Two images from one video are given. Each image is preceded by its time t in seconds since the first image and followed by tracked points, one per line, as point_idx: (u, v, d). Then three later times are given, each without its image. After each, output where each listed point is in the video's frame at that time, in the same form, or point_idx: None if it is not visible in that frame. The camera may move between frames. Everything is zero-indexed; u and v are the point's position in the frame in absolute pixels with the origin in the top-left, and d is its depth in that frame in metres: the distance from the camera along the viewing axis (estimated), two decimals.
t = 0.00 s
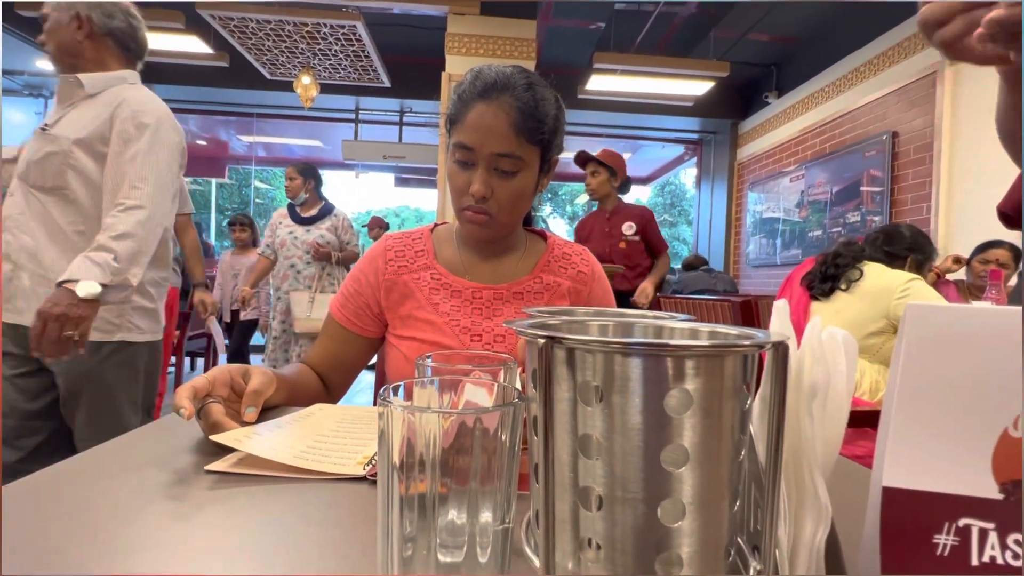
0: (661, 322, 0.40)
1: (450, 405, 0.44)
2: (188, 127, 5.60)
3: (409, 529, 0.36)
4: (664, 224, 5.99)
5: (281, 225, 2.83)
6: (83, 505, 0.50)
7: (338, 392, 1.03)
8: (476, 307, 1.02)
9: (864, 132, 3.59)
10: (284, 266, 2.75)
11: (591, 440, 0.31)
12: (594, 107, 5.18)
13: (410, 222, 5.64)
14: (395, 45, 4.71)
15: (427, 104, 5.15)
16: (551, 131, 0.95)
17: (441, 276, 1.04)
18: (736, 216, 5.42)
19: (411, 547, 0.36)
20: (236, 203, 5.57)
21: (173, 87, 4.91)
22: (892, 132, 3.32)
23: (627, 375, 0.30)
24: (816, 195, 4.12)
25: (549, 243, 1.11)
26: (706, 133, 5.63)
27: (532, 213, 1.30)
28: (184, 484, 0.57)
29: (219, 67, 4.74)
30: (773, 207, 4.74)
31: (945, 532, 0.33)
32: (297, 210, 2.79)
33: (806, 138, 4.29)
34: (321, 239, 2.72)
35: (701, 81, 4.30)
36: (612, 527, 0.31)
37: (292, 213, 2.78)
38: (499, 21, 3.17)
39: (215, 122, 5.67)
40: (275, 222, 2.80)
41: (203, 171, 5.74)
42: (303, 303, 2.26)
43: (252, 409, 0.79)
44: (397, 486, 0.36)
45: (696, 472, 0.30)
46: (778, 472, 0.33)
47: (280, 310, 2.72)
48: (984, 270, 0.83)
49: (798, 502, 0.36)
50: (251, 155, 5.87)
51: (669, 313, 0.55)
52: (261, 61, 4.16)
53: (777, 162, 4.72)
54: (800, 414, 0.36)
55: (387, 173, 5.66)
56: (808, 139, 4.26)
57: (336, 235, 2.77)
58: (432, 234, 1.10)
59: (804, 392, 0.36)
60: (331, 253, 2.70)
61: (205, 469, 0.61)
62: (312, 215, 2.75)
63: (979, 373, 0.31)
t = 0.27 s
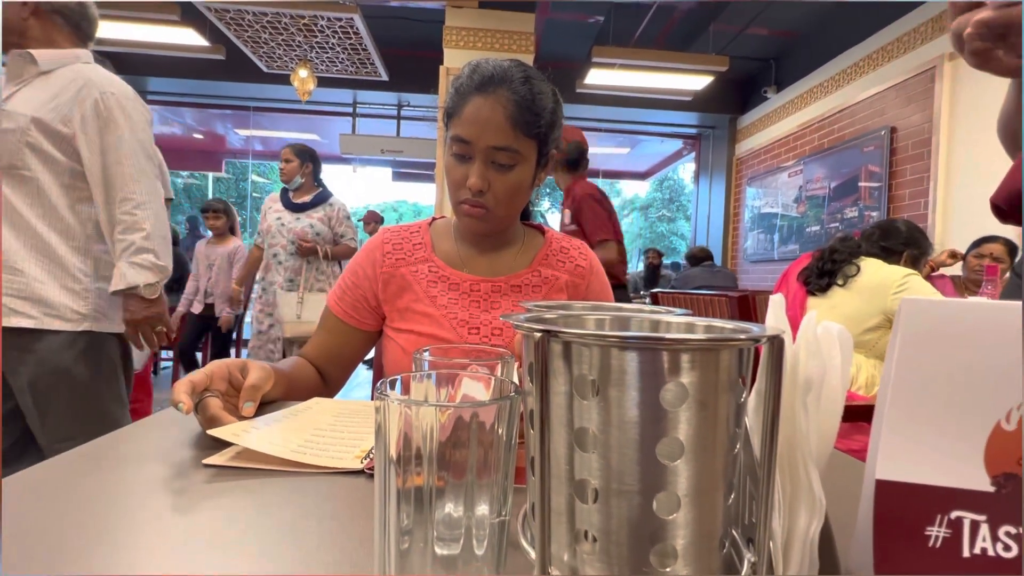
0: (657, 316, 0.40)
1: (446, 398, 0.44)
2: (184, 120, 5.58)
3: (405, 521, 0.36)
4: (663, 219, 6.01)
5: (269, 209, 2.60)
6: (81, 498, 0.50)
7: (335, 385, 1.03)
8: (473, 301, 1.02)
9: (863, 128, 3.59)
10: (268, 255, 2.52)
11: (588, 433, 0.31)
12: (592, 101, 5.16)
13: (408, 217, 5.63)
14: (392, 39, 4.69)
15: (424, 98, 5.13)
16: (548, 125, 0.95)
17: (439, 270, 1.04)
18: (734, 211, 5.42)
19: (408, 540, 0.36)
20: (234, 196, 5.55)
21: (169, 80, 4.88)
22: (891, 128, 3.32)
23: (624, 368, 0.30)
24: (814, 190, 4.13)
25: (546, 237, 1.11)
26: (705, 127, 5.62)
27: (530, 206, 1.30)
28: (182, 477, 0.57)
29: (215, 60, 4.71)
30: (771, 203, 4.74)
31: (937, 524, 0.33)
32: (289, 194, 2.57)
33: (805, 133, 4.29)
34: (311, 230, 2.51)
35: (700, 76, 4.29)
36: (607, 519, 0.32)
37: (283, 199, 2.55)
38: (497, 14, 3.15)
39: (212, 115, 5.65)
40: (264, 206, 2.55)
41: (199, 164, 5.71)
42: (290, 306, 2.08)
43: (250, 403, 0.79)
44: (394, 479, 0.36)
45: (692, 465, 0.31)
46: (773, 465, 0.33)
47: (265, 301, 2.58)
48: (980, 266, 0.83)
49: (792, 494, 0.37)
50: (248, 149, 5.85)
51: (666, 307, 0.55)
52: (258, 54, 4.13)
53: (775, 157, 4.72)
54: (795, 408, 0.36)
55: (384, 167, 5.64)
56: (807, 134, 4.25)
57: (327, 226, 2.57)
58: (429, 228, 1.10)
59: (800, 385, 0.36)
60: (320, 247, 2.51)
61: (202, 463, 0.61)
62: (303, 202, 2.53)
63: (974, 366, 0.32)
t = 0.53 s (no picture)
0: (655, 314, 0.41)
1: (445, 395, 0.45)
2: (183, 116, 5.56)
3: (404, 518, 0.36)
4: (663, 217, 6.01)
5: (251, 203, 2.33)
6: (83, 493, 0.51)
7: (335, 383, 1.03)
8: (473, 299, 1.02)
9: (864, 126, 3.59)
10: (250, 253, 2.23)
11: (586, 430, 0.32)
12: (592, 98, 5.15)
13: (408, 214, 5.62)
14: (393, 35, 4.68)
15: (425, 95, 5.12)
16: (549, 122, 0.95)
17: (439, 267, 1.04)
18: (735, 209, 5.41)
19: (407, 536, 0.37)
20: (232, 193, 5.53)
21: (168, 76, 4.86)
22: (892, 126, 3.32)
23: (621, 366, 0.30)
24: (815, 188, 4.13)
25: (546, 236, 1.11)
26: (705, 125, 5.62)
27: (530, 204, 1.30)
28: (183, 474, 0.57)
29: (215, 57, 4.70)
30: (771, 201, 4.74)
31: (932, 521, 0.33)
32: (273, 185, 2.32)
33: (805, 132, 4.28)
34: (296, 226, 2.24)
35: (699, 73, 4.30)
36: (605, 515, 0.32)
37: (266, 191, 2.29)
38: (498, 11, 3.15)
39: (210, 112, 5.64)
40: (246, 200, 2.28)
41: (198, 161, 5.70)
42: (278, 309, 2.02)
43: (250, 400, 0.79)
44: (392, 476, 0.36)
45: (688, 461, 0.31)
46: (769, 462, 0.33)
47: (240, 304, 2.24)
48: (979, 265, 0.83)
49: (789, 491, 0.37)
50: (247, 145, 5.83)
51: (664, 304, 0.55)
52: (258, 50, 4.13)
53: (776, 155, 4.71)
54: (792, 405, 0.36)
55: (384, 164, 5.64)
56: (807, 133, 4.25)
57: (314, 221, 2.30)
58: (430, 225, 1.10)
59: (797, 383, 0.36)
60: (308, 245, 2.24)
61: (203, 458, 0.61)
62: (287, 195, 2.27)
63: (970, 365, 0.32)
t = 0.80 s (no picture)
0: (656, 311, 0.41)
1: (445, 392, 0.45)
2: (185, 114, 5.56)
3: (404, 514, 0.36)
4: (664, 216, 6.00)
5: (232, 200, 2.28)
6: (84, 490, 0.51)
7: (337, 381, 1.03)
8: (474, 297, 1.02)
9: (866, 125, 3.58)
10: (238, 248, 2.20)
11: (585, 426, 0.32)
12: (594, 97, 5.14)
13: (409, 213, 5.63)
14: (395, 34, 4.67)
15: (426, 94, 5.12)
16: (551, 120, 0.95)
17: (440, 266, 1.04)
18: (737, 208, 5.39)
19: (406, 532, 0.37)
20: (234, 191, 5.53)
21: (170, 74, 4.86)
22: (894, 125, 3.31)
23: (621, 362, 0.30)
24: (816, 188, 4.13)
25: (547, 234, 1.11)
26: (707, 124, 5.61)
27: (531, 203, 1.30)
28: (184, 470, 0.57)
29: (217, 55, 4.70)
30: (773, 200, 4.73)
31: (931, 518, 0.33)
32: (254, 178, 2.28)
33: (807, 130, 4.27)
34: (285, 216, 2.23)
35: (702, 72, 4.29)
36: (604, 511, 0.32)
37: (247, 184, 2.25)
38: (499, 9, 3.14)
39: (212, 110, 5.64)
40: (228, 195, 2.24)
41: (200, 159, 5.70)
42: (272, 305, 1.98)
43: (251, 397, 0.79)
44: (392, 473, 0.36)
45: (688, 458, 0.31)
46: (769, 458, 0.33)
47: (235, 303, 2.22)
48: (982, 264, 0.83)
49: (788, 488, 0.37)
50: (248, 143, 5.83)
51: (664, 303, 0.55)
52: (259, 49, 4.13)
53: (778, 154, 4.70)
54: (791, 403, 0.36)
55: (385, 163, 5.63)
56: (809, 132, 4.24)
57: (302, 211, 2.30)
58: (431, 224, 1.11)
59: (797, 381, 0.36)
60: (299, 237, 2.24)
61: (204, 455, 0.62)
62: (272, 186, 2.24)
63: (971, 361, 0.32)
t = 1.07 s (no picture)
0: (656, 312, 0.41)
1: (446, 393, 0.45)
2: (187, 116, 5.57)
3: (404, 515, 0.37)
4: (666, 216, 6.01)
5: (226, 202, 2.28)
6: (86, 489, 0.51)
7: (338, 382, 1.03)
8: (475, 298, 1.02)
9: (868, 125, 3.57)
10: (233, 250, 2.19)
11: (585, 427, 0.32)
12: (595, 97, 5.14)
13: (411, 213, 5.63)
14: (396, 35, 4.67)
15: (428, 94, 5.12)
16: (551, 122, 0.95)
17: (441, 266, 1.04)
18: (739, 208, 5.39)
19: (407, 533, 0.37)
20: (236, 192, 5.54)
21: (173, 75, 4.87)
22: (896, 126, 3.30)
23: (621, 363, 0.30)
24: (818, 188, 4.12)
25: (548, 235, 1.11)
26: (709, 124, 5.60)
27: (533, 204, 1.30)
28: (185, 471, 0.58)
29: (219, 56, 4.71)
30: (775, 201, 4.72)
31: (931, 519, 0.33)
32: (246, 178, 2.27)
33: (809, 131, 4.27)
34: (281, 215, 2.22)
35: (703, 73, 4.28)
36: (604, 511, 0.32)
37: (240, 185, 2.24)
38: (500, 9, 3.14)
39: (215, 110, 5.64)
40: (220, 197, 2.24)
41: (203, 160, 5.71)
42: (270, 307, 2.00)
43: (253, 397, 0.79)
44: (394, 473, 0.37)
45: (688, 458, 0.31)
46: (769, 459, 0.33)
47: (232, 306, 2.18)
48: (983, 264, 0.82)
49: (788, 488, 0.37)
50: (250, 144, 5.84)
51: (665, 304, 0.55)
52: (262, 50, 4.13)
53: (780, 154, 4.70)
54: (792, 404, 0.36)
55: (387, 163, 5.63)
56: (811, 133, 4.24)
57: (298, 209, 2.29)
58: (432, 224, 1.11)
59: (796, 382, 0.36)
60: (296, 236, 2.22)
61: (206, 455, 0.62)
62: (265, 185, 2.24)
63: (971, 362, 0.32)
